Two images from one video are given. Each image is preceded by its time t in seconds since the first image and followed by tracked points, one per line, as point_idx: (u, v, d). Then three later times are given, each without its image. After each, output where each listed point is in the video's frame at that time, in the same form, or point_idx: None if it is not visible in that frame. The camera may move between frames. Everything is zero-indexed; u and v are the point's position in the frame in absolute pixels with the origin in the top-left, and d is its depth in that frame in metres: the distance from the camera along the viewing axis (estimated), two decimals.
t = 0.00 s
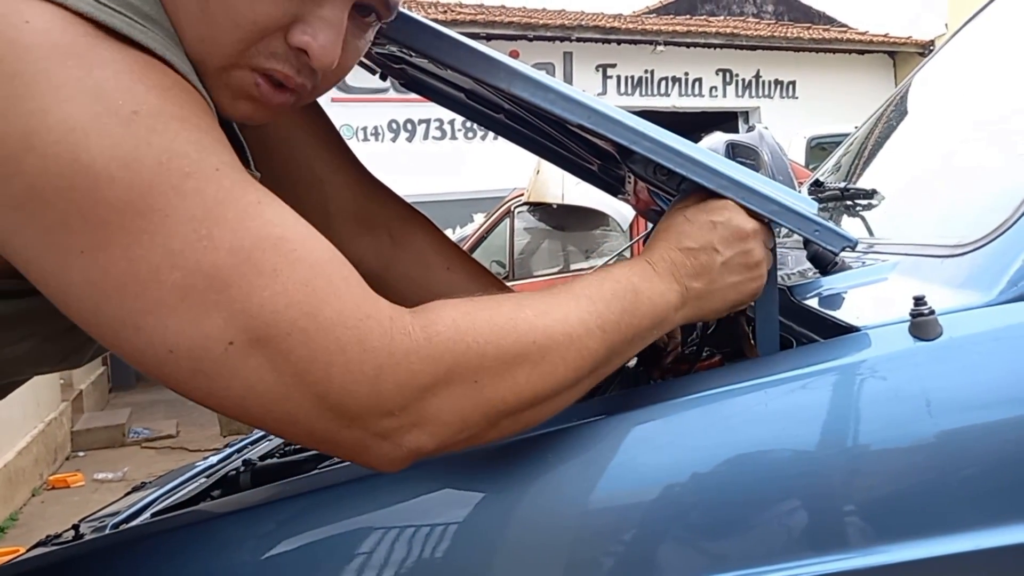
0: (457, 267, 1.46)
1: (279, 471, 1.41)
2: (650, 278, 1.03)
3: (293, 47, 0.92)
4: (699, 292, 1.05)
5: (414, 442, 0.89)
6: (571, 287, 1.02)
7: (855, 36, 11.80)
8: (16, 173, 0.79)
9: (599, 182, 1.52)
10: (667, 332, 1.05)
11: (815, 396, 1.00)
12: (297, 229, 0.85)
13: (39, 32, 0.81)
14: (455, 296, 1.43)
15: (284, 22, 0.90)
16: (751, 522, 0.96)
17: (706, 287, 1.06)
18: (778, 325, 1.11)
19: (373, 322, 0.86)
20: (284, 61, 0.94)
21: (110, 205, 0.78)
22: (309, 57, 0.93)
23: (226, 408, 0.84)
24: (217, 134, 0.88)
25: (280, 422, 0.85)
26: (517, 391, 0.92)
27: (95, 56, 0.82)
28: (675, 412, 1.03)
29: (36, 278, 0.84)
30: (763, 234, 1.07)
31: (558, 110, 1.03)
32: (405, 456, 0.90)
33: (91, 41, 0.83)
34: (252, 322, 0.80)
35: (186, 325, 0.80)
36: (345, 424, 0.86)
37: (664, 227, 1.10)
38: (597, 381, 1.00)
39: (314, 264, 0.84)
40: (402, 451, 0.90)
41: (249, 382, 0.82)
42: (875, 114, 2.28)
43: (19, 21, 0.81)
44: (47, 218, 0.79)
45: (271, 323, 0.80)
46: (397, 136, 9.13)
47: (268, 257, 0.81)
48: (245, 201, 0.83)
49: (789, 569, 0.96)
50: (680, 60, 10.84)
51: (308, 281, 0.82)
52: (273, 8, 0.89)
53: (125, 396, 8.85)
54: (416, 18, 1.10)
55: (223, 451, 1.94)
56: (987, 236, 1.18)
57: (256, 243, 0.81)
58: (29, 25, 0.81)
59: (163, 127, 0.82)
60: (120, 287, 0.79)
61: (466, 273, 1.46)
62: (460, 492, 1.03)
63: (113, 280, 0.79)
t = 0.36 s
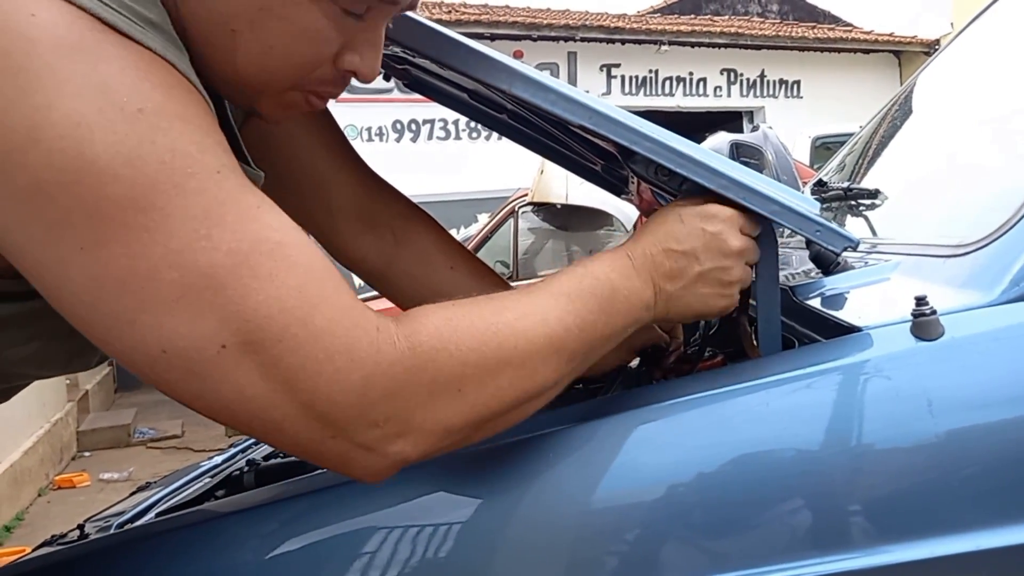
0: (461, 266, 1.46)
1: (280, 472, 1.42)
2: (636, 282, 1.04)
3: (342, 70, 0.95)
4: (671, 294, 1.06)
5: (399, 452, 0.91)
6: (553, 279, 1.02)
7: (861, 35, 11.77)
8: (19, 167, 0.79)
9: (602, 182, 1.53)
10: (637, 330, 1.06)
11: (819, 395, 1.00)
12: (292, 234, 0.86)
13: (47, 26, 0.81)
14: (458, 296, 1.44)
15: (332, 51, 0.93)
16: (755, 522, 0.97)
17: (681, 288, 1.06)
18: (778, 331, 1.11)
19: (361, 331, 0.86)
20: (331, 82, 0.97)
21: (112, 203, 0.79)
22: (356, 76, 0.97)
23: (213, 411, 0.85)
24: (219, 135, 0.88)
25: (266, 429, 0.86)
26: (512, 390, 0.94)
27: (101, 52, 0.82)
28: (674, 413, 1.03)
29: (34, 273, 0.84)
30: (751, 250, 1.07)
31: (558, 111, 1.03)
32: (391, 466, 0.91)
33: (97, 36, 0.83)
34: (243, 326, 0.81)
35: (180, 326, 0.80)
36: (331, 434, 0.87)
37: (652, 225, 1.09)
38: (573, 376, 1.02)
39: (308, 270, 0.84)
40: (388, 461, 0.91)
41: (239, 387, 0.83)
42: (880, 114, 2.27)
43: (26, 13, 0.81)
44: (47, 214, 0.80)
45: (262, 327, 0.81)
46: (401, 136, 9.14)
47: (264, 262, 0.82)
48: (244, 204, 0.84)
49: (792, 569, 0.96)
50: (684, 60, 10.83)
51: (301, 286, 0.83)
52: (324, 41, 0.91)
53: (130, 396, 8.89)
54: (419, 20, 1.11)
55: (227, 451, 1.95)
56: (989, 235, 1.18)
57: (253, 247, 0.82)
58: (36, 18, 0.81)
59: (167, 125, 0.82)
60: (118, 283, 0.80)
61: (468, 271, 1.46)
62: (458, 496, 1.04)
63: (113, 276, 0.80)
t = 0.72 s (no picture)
0: (461, 280, 1.48)
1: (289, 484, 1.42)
2: (649, 294, 1.04)
3: (355, 111, 1.00)
4: (693, 307, 1.06)
5: (416, 464, 0.91)
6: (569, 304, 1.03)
7: (862, 41, 11.79)
8: (39, 196, 0.80)
9: (605, 192, 1.54)
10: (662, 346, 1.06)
11: (826, 404, 1.00)
12: (307, 253, 0.86)
13: (66, 61, 0.83)
14: (460, 309, 1.45)
15: (347, 98, 0.97)
16: (762, 531, 0.97)
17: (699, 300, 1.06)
18: (780, 342, 1.12)
19: (377, 346, 0.87)
20: (344, 121, 1.02)
21: (130, 228, 0.80)
22: (368, 115, 1.02)
23: (236, 427, 0.86)
24: (232, 158, 0.90)
25: (286, 444, 0.87)
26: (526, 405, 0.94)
27: (117, 83, 0.84)
28: (678, 423, 1.03)
29: (54, 297, 0.85)
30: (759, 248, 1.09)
31: (557, 125, 1.04)
32: (409, 478, 0.92)
33: (112, 69, 0.85)
34: (262, 345, 0.81)
35: (199, 346, 0.81)
36: (350, 446, 0.88)
37: (662, 244, 1.10)
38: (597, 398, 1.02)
39: (324, 286, 0.85)
40: (406, 473, 0.91)
41: (259, 404, 0.83)
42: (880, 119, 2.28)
43: (46, 49, 0.83)
44: (66, 239, 0.81)
45: (279, 345, 0.82)
46: (405, 147, 9.18)
47: (280, 281, 0.82)
48: (258, 224, 0.84)
49: None
50: (686, 68, 10.86)
51: (316, 304, 0.84)
52: (341, 90, 0.96)
53: (137, 409, 8.91)
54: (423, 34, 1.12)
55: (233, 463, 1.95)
56: (986, 243, 1.18)
57: (267, 267, 0.82)
58: (56, 55, 0.83)
59: (183, 153, 0.84)
60: (138, 306, 0.81)
61: (470, 286, 1.47)
62: (467, 505, 1.04)
63: (133, 299, 0.81)
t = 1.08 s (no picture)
0: (464, 286, 1.48)
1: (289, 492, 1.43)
2: (634, 313, 1.05)
3: (354, 133, 1.04)
4: (676, 325, 1.07)
5: (402, 485, 0.92)
6: (555, 318, 1.04)
7: (865, 45, 11.79)
8: (33, 217, 0.82)
9: (607, 199, 1.55)
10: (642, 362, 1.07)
11: (829, 409, 1.01)
12: (296, 277, 0.87)
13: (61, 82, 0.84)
14: (464, 315, 1.46)
15: (346, 122, 1.01)
16: (766, 537, 0.97)
17: (682, 321, 1.07)
18: (781, 348, 1.12)
19: (362, 371, 0.87)
20: (342, 141, 1.06)
21: (122, 249, 0.81)
22: (367, 135, 1.06)
23: (222, 447, 0.87)
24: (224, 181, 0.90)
25: (270, 463, 0.88)
26: (513, 424, 0.95)
27: (111, 105, 0.85)
28: (680, 429, 1.04)
29: (47, 316, 0.86)
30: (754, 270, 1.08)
31: (560, 133, 1.05)
32: (394, 498, 0.93)
33: (109, 91, 0.86)
34: (248, 368, 0.82)
35: (185, 369, 0.82)
36: (334, 469, 0.89)
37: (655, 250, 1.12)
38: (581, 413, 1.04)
39: (313, 310, 0.86)
40: (392, 493, 0.92)
41: (244, 427, 0.84)
42: (884, 122, 2.28)
43: (44, 71, 0.84)
44: (59, 259, 0.82)
45: (264, 369, 0.82)
46: (407, 152, 9.20)
47: (268, 305, 0.83)
48: (249, 248, 0.85)
49: None
50: (689, 72, 10.87)
51: (304, 329, 0.84)
52: (340, 115, 1.00)
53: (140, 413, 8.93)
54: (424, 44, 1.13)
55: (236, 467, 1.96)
56: (987, 250, 1.19)
57: (258, 290, 0.83)
58: (51, 75, 0.84)
59: (176, 175, 0.84)
60: (126, 330, 0.82)
61: (472, 292, 1.48)
62: (454, 516, 1.05)
63: (121, 322, 0.82)
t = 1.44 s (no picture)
0: (465, 289, 1.49)
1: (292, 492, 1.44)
2: (645, 306, 1.06)
3: (354, 134, 1.05)
4: (684, 312, 1.08)
5: (415, 474, 0.92)
6: (571, 304, 1.04)
7: (862, 50, 11.83)
8: (47, 214, 0.81)
9: (606, 202, 1.55)
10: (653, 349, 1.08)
11: (828, 412, 1.01)
12: (309, 267, 0.88)
13: (74, 81, 0.84)
14: (465, 318, 1.46)
15: (346, 124, 1.02)
16: (764, 540, 0.98)
17: (691, 307, 1.08)
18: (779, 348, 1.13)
19: (375, 358, 0.88)
20: (343, 143, 1.06)
21: (135, 245, 0.81)
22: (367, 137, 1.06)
23: (237, 437, 0.87)
24: (234, 175, 0.91)
25: (292, 453, 0.88)
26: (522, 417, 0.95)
27: (124, 103, 0.85)
28: (678, 433, 1.04)
29: (63, 310, 0.86)
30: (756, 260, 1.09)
31: (560, 138, 1.05)
32: (405, 487, 0.93)
33: (120, 88, 0.86)
34: (264, 358, 0.83)
35: (202, 359, 0.82)
36: (349, 458, 0.89)
37: (661, 249, 1.11)
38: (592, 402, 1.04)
39: (325, 301, 0.86)
40: (404, 481, 0.93)
41: (260, 417, 0.84)
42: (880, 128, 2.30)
43: (55, 68, 0.84)
44: (74, 254, 0.82)
45: (281, 358, 0.83)
46: (406, 155, 9.20)
47: (282, 296, 0.84)
48: (261, 240, 0.86)
49: None
50: (687, 76, 10.89)
51: (317, 317, 0.85)
52: (341, 117, 1.00)
53: (137, 415, 8.91)
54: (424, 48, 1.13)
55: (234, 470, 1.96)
56: (985, 255, 1.19)
57: (271, 282, 0.84)
58: (65, 74, 0.84)
59: (188, 171, 0.85)
60: (142, 323, 0.82)
61: (473, 296, 1.48)
62: (462, 514, 1.05)
63: (137, 316, 0.82)
